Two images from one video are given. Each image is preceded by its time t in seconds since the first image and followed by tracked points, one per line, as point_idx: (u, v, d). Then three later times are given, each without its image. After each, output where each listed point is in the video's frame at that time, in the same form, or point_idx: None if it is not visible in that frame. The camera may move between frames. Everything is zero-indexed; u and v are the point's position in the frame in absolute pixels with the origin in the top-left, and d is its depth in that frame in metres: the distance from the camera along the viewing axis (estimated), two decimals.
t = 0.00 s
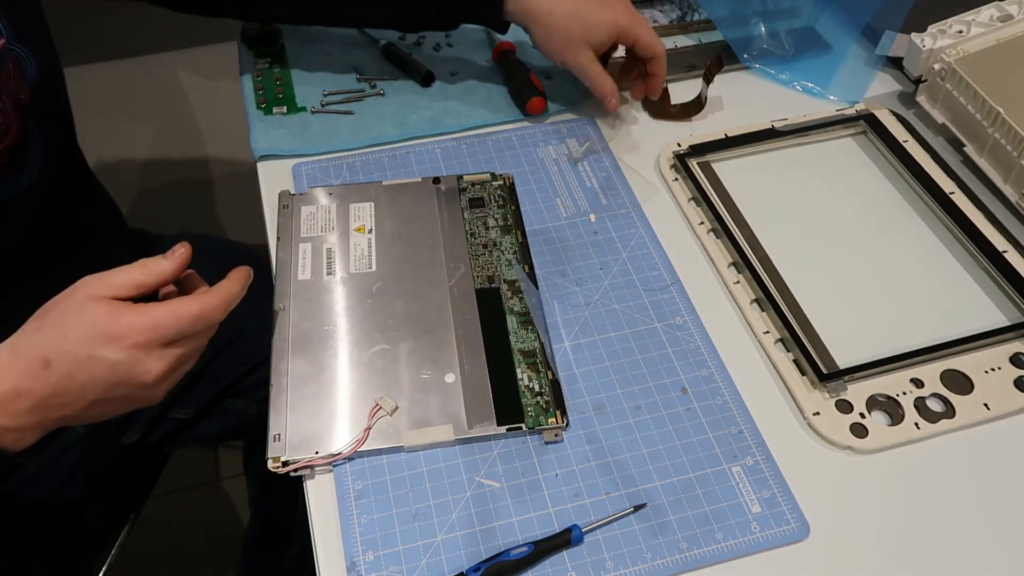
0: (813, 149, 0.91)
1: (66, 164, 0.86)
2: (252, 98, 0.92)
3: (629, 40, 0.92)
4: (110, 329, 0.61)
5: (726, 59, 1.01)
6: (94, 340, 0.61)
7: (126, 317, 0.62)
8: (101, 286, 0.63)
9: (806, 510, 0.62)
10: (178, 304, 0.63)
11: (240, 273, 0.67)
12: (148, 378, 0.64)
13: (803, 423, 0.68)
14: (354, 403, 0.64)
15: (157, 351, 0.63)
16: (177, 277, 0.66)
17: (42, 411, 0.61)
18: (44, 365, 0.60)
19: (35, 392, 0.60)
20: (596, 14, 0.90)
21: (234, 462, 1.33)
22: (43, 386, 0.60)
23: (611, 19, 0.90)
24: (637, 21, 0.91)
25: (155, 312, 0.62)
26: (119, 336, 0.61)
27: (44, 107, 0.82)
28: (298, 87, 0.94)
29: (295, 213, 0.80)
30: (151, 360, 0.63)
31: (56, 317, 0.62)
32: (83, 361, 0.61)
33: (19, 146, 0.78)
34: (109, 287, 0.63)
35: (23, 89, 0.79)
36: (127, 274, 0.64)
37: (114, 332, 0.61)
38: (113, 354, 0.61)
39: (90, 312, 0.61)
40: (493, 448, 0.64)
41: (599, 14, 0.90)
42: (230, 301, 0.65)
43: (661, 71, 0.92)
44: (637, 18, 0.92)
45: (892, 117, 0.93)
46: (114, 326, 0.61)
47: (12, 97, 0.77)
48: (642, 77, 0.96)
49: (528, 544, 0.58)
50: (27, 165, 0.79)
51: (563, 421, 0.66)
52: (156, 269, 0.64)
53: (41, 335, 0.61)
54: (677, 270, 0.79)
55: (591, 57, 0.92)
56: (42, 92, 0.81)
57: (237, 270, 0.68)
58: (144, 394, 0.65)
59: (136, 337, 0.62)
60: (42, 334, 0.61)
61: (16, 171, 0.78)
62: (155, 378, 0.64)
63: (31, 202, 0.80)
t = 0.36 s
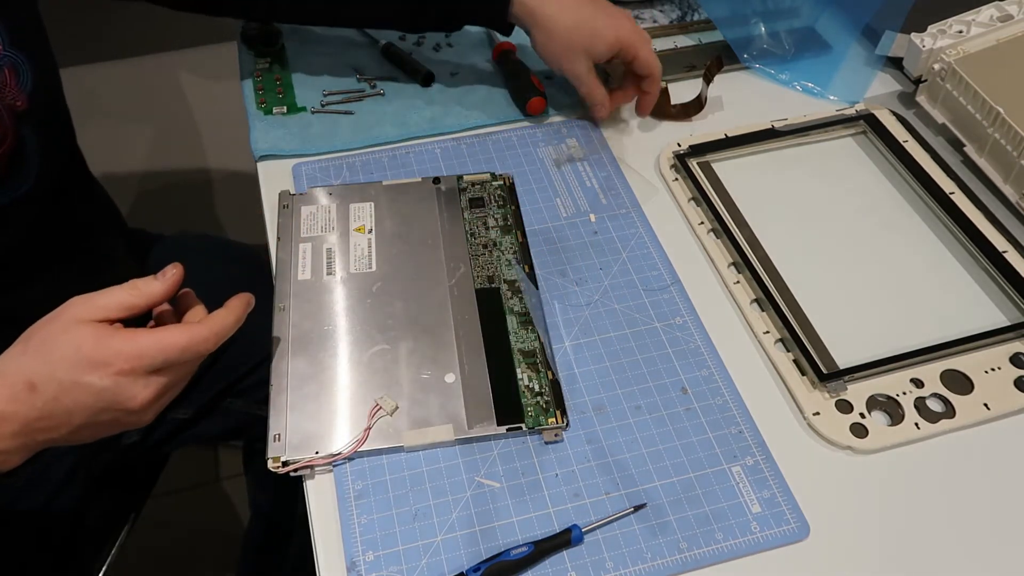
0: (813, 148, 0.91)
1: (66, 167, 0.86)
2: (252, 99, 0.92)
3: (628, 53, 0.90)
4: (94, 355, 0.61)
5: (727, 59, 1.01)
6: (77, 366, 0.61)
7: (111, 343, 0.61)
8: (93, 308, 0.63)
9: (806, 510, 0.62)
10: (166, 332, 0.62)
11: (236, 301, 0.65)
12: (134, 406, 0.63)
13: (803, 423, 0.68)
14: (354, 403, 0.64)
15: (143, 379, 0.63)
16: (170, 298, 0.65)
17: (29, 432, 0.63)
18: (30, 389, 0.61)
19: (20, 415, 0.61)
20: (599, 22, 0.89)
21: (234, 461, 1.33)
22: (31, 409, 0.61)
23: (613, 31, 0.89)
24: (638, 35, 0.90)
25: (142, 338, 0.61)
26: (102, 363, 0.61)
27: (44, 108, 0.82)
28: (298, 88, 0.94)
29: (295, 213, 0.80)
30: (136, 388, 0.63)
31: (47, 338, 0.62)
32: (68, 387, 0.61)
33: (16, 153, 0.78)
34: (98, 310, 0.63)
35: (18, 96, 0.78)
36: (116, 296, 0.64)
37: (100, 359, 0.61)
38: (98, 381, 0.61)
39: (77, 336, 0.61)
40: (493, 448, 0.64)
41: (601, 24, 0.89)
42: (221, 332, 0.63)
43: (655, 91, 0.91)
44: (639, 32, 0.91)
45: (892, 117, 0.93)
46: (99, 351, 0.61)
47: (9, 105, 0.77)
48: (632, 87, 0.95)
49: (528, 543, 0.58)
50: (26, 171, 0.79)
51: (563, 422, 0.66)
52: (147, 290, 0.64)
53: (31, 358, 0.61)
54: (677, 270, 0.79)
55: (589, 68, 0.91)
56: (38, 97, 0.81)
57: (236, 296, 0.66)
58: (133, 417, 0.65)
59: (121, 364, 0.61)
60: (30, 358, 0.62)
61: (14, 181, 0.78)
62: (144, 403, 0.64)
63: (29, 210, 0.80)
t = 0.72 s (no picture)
0: (813, 148, 0.91)
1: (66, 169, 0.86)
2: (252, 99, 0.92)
3: (633, 97, 0.85)
4: (87, 370, 0.61)
5: (727, 59, 1.01)
6: (70, 379, 0.61)
7: (105, 358, 0.61)
8: (86, 321, 0.63)
9: (806, 510, 0.62)
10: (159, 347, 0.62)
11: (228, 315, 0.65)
12: (128, 420, 0.64)
13: (803, 423, 0.68)
14: (353, 403, 0.64)
15: (136, 394, 0.63)
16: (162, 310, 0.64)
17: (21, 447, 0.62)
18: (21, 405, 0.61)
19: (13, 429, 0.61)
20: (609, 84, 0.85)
21: (234, 461, 1.32)
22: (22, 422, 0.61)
23: (621, 70, 0.85)
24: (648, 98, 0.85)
25: (136, 353, 0.62)
26: (96, 378, 0.61)
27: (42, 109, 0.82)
28: (298, 88, 0.94)
29: (295, 213, 0.80)
30: (131, 401, 0.63)
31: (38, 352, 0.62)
32: (62, 402, 0.61)
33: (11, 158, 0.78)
34: (91, 323, 0.63)
35: (13, 102, 0.78)
36: (108, 309, 0.63)
37: (92, 374, 0.61)
38: (91, 396, 0.61)
39: (69, 350, 0.61)
40: (493, 448, 0.64)
41: (610, 62, 0.85)
42: (214, 347, 0.63)
43: (638, 143, 0.86)
44: (645, 71, 0.86)
45: (892, 117, 0.93)
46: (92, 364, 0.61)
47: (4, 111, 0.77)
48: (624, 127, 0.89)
49: (528, 543, 0.58)
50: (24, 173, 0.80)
51: (563, 421, 0.66)
52: (140, 303, 0.63)
53: (22, 371, 0.61)
54: (677, 270, 0.79)
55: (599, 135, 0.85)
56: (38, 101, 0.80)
57: (230, 310, 0.66)
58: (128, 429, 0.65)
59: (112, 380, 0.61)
60: (22, 371, 0.61)
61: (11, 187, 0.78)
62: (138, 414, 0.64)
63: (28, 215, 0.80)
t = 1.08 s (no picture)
0: (813, 148, 0.91)
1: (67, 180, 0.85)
2: (251, 99, 0.92)
3: (645, 114, 0.83)
4: (35, 451, 0.57)
5: (727, 59, 1.02)
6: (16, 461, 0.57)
7: (55, 441, 0.57)
8: (39, 395, 0.59)
9: (806, 510, 0.62)
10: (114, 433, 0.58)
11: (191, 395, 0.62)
12: (76, 503, 0.60)
13: (803, 423, 0.68)
14: (353, 403, 0.64)
15: (86, 477, 0.59)
16: (120, 386, 0.61)
17: None
18: None
19: None
20: (617, 105, 0.82)
21: (234, 461, 1.32)
22: None
23: (624, 93, 0.82)
24: (661, 110, 0.83)
25: (88, 438, 0.58)
26: (43, 460, 0.57)
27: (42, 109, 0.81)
28: (298, 88, 0.94)
29: (294, 213, 0.80)
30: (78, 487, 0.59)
31: None
32: (6, 483, 0.57)
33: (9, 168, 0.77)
34: (44, 398, 0.59)
35: (9, 124, 0.76)
36: (64, 382, 0.60)
37: (40, 456, 0.57)
38: (36, 479, 0.57)
39: (18, 428, 0.57)
40: (493, 448, 0.64)
41: (613, 91, 0.82)
42: (170, 432, 0.61)
43: (663, 150, 0.85)
44: (653, 89, 0.84)
45: (892, 117, 0.93)
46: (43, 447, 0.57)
47: None
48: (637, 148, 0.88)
49: (528, 543, 0.58)
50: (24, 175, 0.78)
51: (563, 422, 0.66)
52: (99, 378, 0.60)
53: None
54: (677, 270, 0.79)
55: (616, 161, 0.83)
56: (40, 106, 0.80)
57: (192, 391, 0.63)
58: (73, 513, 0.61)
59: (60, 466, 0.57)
60: None
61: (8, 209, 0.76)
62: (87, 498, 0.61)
63: (29, 222, 0.78)
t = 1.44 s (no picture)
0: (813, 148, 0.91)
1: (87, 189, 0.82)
2: (252, 99, 0.92)
3: (851, 185, 0.56)
4: None
5: (727, 59, 1.02)
6: None
7: None
8: (77, 544, 0.60)
9: (806, 510, 0.62)
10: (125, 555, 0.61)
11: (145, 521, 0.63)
12: None
13: (803, 423, 0.68)
14: (354, 403, 0.64)
15: None
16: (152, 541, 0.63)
17: None
18: None
19: None
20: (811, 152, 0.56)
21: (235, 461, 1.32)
22: None
23: (813, 146, 0.56)
24: (856, 152, 0.57)
25: None
26: None
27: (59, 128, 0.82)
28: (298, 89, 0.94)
29: (295, 213, 0.80)
30: None
31: None
32: None
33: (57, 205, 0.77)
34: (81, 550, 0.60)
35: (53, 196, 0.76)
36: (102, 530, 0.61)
37: None
38: None
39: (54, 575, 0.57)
40: (493, 448, 0.64)
41: (793, 140, 0.56)
42: None
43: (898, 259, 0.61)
44: (857, 145, 0.57)
45: (892, 117, 0.93)
46: None
47: (42, 212, 0.75)
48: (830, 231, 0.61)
49: (528, 544, 0.58)
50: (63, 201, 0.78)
51: (563, 422, 0.66)
52: (136, 533, 0.62)
53: None
54: (677, 270, 0.79)
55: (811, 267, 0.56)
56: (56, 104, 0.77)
57: None
58: None
59: None
60: None
61: (39, 259, 0.75)
62: None
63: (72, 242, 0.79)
